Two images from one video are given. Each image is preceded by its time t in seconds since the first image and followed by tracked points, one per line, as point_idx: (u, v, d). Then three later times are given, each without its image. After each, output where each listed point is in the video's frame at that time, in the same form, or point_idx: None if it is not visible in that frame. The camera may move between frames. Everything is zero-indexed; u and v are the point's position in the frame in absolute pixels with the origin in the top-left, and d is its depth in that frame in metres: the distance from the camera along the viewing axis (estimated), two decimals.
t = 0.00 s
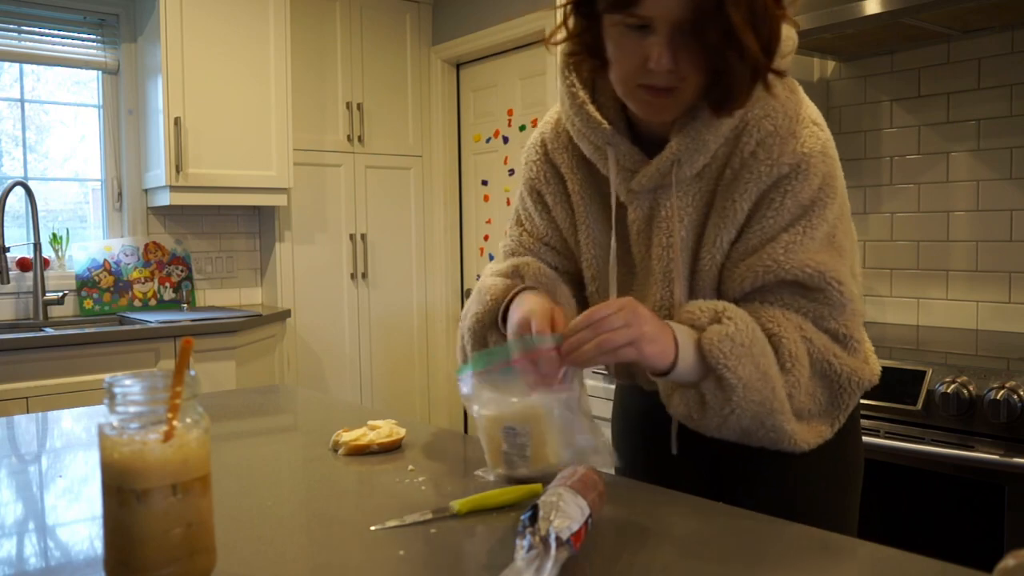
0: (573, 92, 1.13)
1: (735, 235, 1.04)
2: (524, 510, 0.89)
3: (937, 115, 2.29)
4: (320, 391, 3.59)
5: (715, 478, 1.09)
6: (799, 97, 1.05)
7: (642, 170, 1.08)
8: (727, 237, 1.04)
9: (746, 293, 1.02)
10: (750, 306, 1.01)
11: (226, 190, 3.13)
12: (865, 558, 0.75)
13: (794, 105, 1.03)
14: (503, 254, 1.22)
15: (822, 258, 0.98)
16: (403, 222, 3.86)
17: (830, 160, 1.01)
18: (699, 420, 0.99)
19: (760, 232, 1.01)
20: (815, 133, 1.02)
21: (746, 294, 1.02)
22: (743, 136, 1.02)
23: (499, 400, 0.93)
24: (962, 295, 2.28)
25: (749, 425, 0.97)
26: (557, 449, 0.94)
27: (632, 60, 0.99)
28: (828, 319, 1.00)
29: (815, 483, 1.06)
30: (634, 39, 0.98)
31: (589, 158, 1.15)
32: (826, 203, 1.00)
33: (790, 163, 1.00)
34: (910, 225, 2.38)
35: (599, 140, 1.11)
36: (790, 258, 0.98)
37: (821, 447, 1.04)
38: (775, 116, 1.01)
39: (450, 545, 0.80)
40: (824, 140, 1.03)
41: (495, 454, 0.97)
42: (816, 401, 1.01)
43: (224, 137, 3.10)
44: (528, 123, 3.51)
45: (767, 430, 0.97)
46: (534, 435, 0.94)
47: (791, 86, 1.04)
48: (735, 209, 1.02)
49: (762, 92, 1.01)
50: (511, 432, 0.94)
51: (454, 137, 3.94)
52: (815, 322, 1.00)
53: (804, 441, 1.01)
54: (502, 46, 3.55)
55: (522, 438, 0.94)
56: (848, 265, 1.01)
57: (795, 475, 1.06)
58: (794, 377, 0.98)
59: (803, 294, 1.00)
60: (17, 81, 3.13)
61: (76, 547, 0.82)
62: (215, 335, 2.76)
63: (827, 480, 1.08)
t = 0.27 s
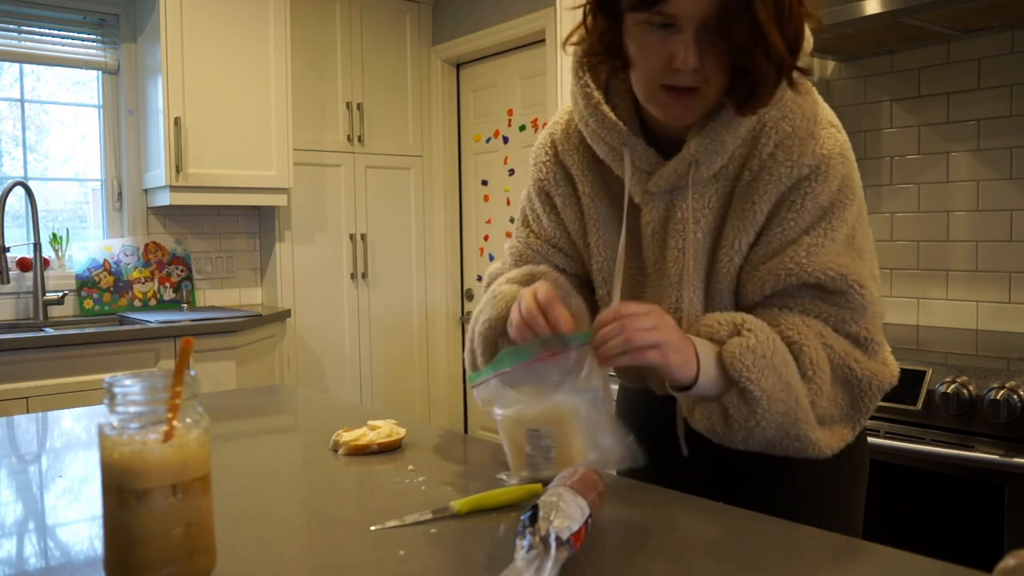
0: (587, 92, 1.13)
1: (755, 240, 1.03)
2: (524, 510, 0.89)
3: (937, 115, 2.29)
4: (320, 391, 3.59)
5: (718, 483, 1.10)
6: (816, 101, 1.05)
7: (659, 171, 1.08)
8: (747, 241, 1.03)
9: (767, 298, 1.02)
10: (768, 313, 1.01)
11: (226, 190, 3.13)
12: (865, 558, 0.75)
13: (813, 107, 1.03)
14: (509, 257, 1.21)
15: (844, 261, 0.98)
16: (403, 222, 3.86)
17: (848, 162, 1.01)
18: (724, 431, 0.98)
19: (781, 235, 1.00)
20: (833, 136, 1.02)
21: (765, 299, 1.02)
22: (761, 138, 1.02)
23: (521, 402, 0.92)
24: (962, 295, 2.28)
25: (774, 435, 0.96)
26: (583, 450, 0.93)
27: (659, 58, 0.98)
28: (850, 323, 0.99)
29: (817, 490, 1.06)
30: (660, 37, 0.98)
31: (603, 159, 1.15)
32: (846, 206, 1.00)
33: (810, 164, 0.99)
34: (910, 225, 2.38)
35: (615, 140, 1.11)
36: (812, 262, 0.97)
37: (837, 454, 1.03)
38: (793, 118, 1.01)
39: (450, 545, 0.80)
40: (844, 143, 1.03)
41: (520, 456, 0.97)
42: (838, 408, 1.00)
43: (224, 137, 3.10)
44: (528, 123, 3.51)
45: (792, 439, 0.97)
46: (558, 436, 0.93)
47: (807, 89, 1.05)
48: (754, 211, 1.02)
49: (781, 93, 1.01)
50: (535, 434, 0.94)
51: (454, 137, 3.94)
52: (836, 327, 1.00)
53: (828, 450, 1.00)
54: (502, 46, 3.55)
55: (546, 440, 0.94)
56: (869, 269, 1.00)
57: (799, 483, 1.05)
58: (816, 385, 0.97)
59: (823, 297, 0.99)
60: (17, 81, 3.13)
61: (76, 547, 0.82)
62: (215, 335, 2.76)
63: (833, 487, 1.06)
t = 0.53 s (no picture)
0: (603, 87, 1.11)
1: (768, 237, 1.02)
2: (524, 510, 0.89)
3: (937, 115, 2.29)
4: (320, 391, 3.59)
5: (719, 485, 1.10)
6: (831, 101, 1.05)
7: (674, 168, 1.07)
8: (761, 239, 1.02)
9: (781, 296, 1.01)
10: (784, 310, 1.00)
11: (226, 190, 3.13)
12: (865, 558, 0.75)
13: (828, 106, 1.03)
14: (516, 250, 1.19)
15: (859, 259, 0.97)
16: (403, 222, 3.86)
17: (863, 162, 1.01)
18: (738, 424, 0.98)
19: (795, 232, 1.00)
20: (849, 135, 1.02)
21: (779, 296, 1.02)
22: (777, 136, 1.02)
23: (543, 397, 0.92)
24: (962, 295, 2.28)
25: (788, 428, 0.96)
26: (609, 444, 0.91)
27: (680, 50, 0.98)
28: (864, 321, 0.98)
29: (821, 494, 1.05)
30: (682, 25, 0.97)
31: (617, 155, 1.13)
32: (862, 205, 0.99)
33: (826, 163, 0.99)
34: (909, 225, 2.38)
35: (630, 137, 1.10)
36: (826, 259, 0.97)
37: (852, 453, 1.02)
38: (810, 116, 1.01)
39: (451, 545, 0.80)
40: (859, 142, 1.02)
41: (541, 459, 0.94)
42: (852, 406, 1.00)
43: (224, 137, 3.10)
44: (528, 123, 3.51)
45: (806, 434, 0.96)
46: (582, 431, 0.91)
47: (822, 87, 1.04)
48: (770, 209, 1.01)
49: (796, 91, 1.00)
50: (558, 432, 0.92)
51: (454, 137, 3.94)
52: (850, 325, 0.99)
53: (842, 446, 0.99)
54: (503, 46, 3.56)
55: (571, 437, 0.91)
56: (885, 268, 1.00)
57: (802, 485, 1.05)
58: (831, 379, 0.96)
59: (838, 295, 0.98)
60: (17, 81, 3.13)
61: (75, 547, 0.82)
62: (215, 335, 2.76)
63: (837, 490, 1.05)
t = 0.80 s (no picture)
0: (621, 84, 1.08)
1: (790, 234, 1.00)
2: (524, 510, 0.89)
3: (937, 115, 2.29)
4: (320, 391, 3.59)
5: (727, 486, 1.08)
6: (849, 96, 1.02)
7: (694, 167, 1.04)
8: (783, 237, 1.00)
9: (803, 294, 0.99)
10: (806, 309, 0.98)
11: (226, 190, 3.13)
12: (866, 558, 0.75)
13: (847, 101, 1.00)
14: (525, 250, 1.15)
15: (882, 257, 0.95)
16: (402, 222, 3.86)
17: (885, 158, 0.98)
18: (761, 424, 0.95)
19: (818, 230, 0.97)
20: (870, 131, 0.99)
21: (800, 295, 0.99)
22: (798, 133, 0.99)
23: (565, 399, 0.94)
24: (963, 295, 2.28)
25: (813, 429, 0.93)
26: (628, 448, 0.94)
27: (714, 32, 0.94)
28: (888, 319, 0.96)
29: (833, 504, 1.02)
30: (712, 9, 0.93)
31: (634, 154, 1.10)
32: (885, 202, 0.97)
33: (849, 160, 0.96)
34: (909, 225, 2.38)
35: (648, 135, 1.07)
36: (849, 257, 0.94)
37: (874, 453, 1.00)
38: (831, 113, 0.98)
39: (450, 545, 0.80)
40: (880, 138, 1.00)
41: (560, 459, 0.96)
42: (877, 405, 0.97)
43: (224, 137, 3.10)
44: (528, 123, 3.51)
45: (832, 433, 0.94)
46: (602, 432, 0.94)
47: (839, 82, 1.02)
48: (793, 208, 0.99)
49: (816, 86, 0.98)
50: (578, 434, 0.94)
51: (454, 137, 3.94)
52: (874, 323, 0.96)
53: (868, 445, 0.97)
54: (503, 46, 3.56)
55: (591, 439, 0.93)
56: (908, 266, 0.97)
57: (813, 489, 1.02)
58: (856, 377, 0.94)
59: (859, 293, 0.96)
60: (17, 81, 3.13)
61: (75, 547, 0.82)
62: (215, 335, 2.76)
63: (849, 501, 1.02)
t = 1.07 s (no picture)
0: (635, 81, 1.07)
1: (804, 231, 0.98)
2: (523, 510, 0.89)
3: (937, 115, 2.29)
4: (320, 391, 3.59)
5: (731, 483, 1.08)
6: (866, 94, 1.01)
7: (712, 164, 1.03)
8: (798, 235, 0.98)
9: (817, 293, 0.98)
10: (820, 306, 0.96)
11: (226, 190, 3.13)
12: (867, 558, 0.75)
13: (864, 100, 0.99)
14: (532, 247, 1.15)
15: (898, 255, 0.94)
16: (402, 222, 3.86)
17: (902, 156, 0.97)
18: (768, 420, 0.94)
19: (834, 228, 0.96)
20: (888, 130, 0.98)
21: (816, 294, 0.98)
22: (816, 130, 0.98)
23: (580, 399, 0.92)
24: (963, 295, 2.28)
25: (821, 426, 0.91)
26: (656, 438, 0.92)
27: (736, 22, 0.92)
28: (903, 319, 0.94)
29: (839, 503, 1.02)
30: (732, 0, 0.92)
31: (649, 151, 1.09)
32: (902, 200, 0.96)
33: (867, 157, 0.95)
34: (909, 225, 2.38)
35: (665, 133, 1.06)
36: (866, 255, 0.93)
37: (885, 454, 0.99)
38: (849, 110, 0.97)
39: (450, 545, 0.80)
40: (896, 137, 0.99)
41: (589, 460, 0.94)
42: (887, 406, 0.95)
43: (224, 137, 3.10)
44: (528, 123, 3.52)
45: (839, 433, 0.92)
46: (626, 428, 0.91)
47: (856, 80, 1.01)
48: (810, 206, 0.98)
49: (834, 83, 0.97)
50: (602, 433, 0.92)
51: (454, 137, 3.94)
52: (888, 323, 0.95)
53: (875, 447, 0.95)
54: (503, 47, 3.56)
55: (615, 435, 0.91)
56: (923, 267, 0.96)
57: (819, 487, 1.03)
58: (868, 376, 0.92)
59: (873, 290, 0.95)
60: (17, 81, 3.13)
61: (76, 547, 0.82)
62: (215, 336, 2.76)
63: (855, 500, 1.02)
